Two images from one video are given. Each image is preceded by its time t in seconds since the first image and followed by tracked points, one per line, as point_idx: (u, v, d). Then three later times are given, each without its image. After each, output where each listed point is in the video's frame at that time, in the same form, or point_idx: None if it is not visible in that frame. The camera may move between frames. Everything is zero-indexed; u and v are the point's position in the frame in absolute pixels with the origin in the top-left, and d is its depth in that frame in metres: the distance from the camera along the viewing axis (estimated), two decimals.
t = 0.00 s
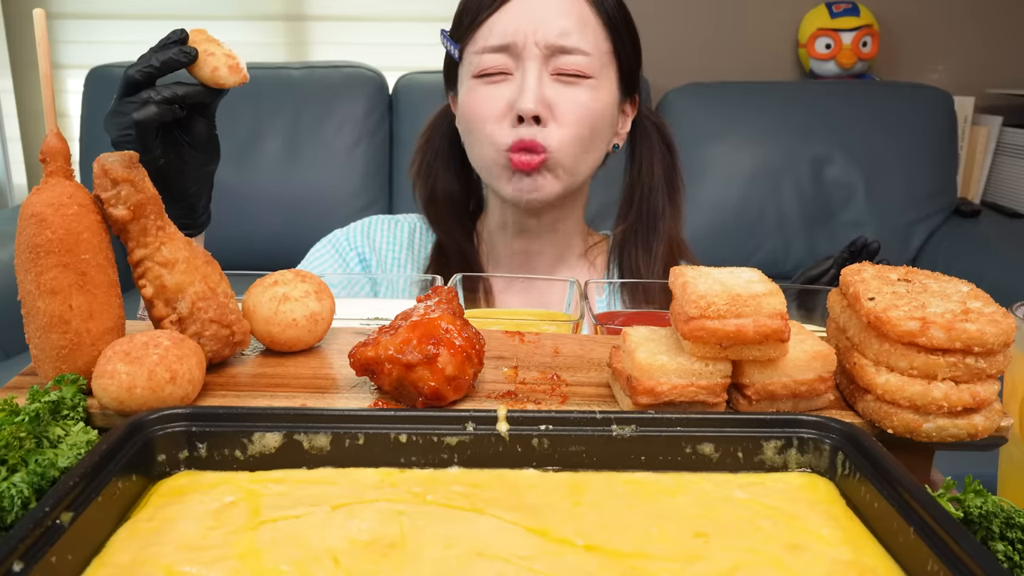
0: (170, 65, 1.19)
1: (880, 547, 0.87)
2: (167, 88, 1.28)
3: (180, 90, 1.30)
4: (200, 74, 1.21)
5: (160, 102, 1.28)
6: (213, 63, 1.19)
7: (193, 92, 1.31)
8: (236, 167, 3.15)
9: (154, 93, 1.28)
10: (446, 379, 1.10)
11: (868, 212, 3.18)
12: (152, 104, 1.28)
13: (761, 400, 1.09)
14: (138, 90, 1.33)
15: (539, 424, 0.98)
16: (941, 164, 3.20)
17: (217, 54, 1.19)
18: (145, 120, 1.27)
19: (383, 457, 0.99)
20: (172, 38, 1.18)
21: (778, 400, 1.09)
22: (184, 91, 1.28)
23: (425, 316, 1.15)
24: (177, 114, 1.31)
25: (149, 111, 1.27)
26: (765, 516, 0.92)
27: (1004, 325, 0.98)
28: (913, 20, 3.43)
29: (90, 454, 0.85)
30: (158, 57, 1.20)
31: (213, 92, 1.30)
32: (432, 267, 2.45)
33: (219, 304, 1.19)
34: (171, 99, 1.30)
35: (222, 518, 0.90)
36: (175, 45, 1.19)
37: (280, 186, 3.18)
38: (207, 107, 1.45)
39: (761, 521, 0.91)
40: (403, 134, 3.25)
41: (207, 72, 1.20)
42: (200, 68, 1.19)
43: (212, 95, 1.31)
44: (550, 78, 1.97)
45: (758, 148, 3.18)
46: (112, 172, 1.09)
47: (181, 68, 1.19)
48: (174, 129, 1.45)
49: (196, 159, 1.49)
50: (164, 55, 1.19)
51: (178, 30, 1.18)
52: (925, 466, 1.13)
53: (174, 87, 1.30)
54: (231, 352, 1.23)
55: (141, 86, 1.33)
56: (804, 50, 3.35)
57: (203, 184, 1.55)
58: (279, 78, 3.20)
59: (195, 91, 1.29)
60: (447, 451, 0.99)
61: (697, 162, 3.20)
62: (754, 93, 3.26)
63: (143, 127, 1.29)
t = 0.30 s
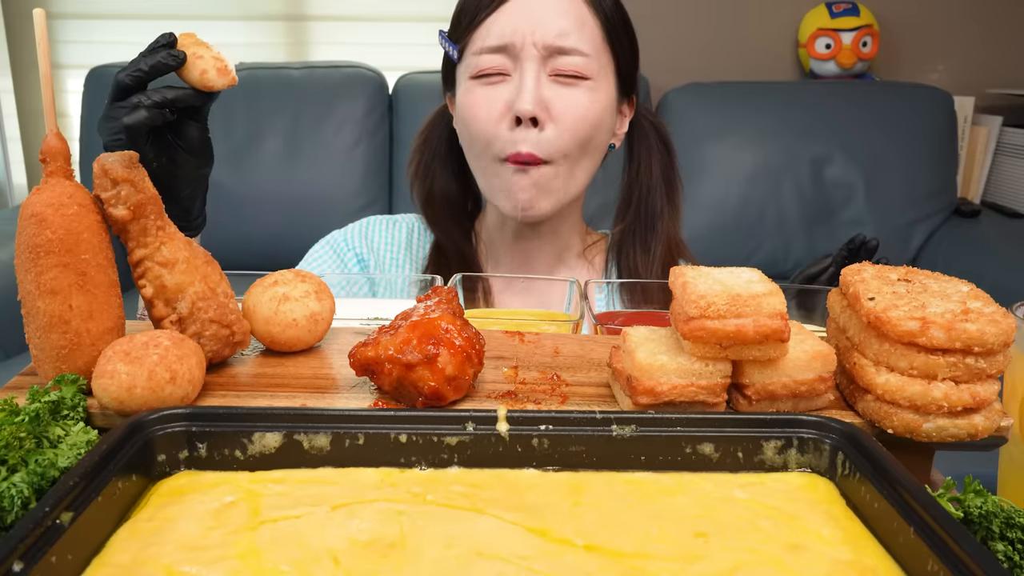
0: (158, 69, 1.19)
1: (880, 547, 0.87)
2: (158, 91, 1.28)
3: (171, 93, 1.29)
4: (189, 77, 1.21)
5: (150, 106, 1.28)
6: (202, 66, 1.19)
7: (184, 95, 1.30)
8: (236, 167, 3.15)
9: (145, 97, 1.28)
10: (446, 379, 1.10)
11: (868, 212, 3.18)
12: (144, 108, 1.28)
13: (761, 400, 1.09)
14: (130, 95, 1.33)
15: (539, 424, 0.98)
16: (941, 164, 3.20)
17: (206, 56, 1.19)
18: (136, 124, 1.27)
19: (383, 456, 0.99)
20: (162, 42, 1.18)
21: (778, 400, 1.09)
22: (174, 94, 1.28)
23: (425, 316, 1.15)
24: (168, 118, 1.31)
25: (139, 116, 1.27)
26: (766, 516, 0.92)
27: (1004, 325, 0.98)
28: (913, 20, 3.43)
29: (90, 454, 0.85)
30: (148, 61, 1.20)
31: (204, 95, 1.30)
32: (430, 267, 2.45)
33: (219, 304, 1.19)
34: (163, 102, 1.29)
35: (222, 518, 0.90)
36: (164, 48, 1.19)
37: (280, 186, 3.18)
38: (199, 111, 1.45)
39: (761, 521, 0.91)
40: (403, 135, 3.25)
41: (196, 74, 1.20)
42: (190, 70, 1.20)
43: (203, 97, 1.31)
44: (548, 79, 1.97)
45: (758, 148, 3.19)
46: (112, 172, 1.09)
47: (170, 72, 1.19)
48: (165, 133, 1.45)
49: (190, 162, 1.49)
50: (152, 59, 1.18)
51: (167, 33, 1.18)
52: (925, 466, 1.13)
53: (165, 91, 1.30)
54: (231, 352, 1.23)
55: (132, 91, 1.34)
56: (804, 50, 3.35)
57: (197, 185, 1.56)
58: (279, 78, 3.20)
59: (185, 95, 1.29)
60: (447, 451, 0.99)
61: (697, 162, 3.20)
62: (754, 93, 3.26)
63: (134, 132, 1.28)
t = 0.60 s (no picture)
0: (152, 73, 1.19)
1: (880, 547, 0.87)
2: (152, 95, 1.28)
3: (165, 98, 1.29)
4: (183, 81, 1.20)
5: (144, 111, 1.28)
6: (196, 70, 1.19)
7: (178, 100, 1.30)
8: (236, 167, 3.15)
9: (140, 101, 1.28)
10: (446, 379, 1.10)
11: (868, 212, 3.18)
12: (139, 112, 1.28)
13: (761, 400, 1.09)
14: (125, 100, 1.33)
15: (539, 424, 0.98)
16: (941, 164, 3.20)
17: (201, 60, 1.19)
18: (131, 128, 1.27)
19: (383, 456, 0.99)
20: (156, 46, 1.19)
21: (778, 400, 1.09)
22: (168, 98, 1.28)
23: (425, 316, 1.15)
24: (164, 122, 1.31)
25: (134, 120, 1.27)
26: (766, 516, 0.92)
27: (1004, 325, 0.98)
28: (913, 20, 3.43)
29: (90, 454, 0.85)
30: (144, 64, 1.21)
31: (198, 99, 1.29)
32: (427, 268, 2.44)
33: (219, 304, 1.19)
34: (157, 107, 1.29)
35: (222, 518, 0.90)
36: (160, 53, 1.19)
37: (280, 186, 3.18)
38: (193, 115, 1.45)
39: (761, 521, 0.91)
40: (403, 135, 3.25)
41: (190, 77, 1.19)
42: (184, 74, 1.19)
43: (198, 101, 1.30)
44: (546, 78, 1.97)
45: (758, 148, 3.19)
46: (112, 172, 1.09)
47: (164, 76, 1.18)
48: (161, 137, 1.45)
49: (185, 166, 1.49)
50: (147, 62, 1.19)
51: (161, 37, 1.19)
52: (925, 466, 1.13)
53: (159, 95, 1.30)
54: (231, 352, 1.23)
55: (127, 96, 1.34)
56: (804, 50, 3.35)
57: (193, 190, 1.55)
58: (279, 78, 3.20)
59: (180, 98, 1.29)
60: (447, 452, 0.99)
61: (697, 161, 3.20)
62: (753, 93, 3.25)
63: (129, 136, 1.29)
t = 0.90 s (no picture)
0: (142, 79, 1.21)
1: (880, 547, 0.87)
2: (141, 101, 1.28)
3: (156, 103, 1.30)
4: (173, 86, 1.20)
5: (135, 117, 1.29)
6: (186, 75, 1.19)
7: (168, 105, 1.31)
8: (235, 168, 3.15)
9: (131, 107, 1.28)
10: (446, 379, 1.10)
11: (868, 213, 3.18)
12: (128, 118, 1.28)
13: (761, 400, 1.09)
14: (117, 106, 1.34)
15: (539, 424, 0.98)
16: (941, 164, 3.20)
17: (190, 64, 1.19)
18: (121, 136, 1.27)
19: (383, 456, 0.99)
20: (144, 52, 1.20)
21: (778, 400, 1.09)
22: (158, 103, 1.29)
23: (425, 316, 1.15)
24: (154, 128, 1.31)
25: (125, 126, 1.27)
26: (766, 516, 0.92)
27: (1005, 325, 0.98)
28: (912, 20, 3.43)
29: (90, 454, 0.85)
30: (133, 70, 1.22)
31: (188, 103, 1.30)
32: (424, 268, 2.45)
33: (219, 304, 1.19)
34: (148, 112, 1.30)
35: (222, 518, 0.90)
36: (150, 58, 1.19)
37: (280, 186, 3.18)
38: (186, 119, 1.44)
39: (761, 520, 0.91)
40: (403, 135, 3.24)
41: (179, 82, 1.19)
42: (174, 79, 1.19)
43: (189, 106, 1.32)
44: (544, 77, 1.97)
45: (758, 148, 3.18)
46: (112, 172, 1.09)
47: (154, 81, 1.20)
48: (153, 143, 1.45)
49: (178, 172, 1.49)
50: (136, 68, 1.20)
51: (149, 43, 1.19)
52: (925, 466, 1.13)
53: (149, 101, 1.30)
54: (231, 352, 1.23)
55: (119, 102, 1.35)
56: (804, 50, 3.35)
57: (187, 195, 1.57)
58: (279, 78, 3.19)
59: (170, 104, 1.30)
60: (447, 451, 0.99)
61: (697, 161, 3.20)
62: (753, 93, 3.25)
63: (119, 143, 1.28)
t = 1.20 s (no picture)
0: (159, 72, 1.20)
1: (880, 547, 0.87)
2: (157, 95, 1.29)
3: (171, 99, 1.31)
4: (190, 80, 1.21)
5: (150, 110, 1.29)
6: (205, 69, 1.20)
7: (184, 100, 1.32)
8: (236, 167, 3.15)
9: (145, 101, 1.29)
10: (446, 379, 1.10)
11: (868, 212, 3.19)
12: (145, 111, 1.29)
13: (761, 400, 1.09)
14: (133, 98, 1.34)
15: (539, 424, 0.98)
16: (941, 164, 3.20)
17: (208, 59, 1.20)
18: (137, 128, 1.28)
19: (384, 456, 0.99)
20: (162, 47, 1.19)
21: (778, 400, 1.09)
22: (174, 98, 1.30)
23: (425, 316, 1.16)
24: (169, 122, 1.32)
25: (141, 120, 1.27)
26: (766, 516, 0.92)
27: (1005, 325, 0.98)
28: (913, 20, 3.43)
29: (90, 454, 0.85)
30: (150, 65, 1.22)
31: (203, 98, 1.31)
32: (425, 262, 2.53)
33: (219, 304, 1.19)
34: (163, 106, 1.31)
35: (222, 518, 0.90)
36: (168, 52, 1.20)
37: (281, 186, 3.18)
38: (198, 115, 1.46)
39: (761, 521, 0.91)
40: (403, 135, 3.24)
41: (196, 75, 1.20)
42: (191, 74, 1.20)
43: (204, 101, 1.32)
44: (565, 79, 2.12)
45: (759, 148, 3.18)
46: (112, 172, 1.09)
47: (170, 74, 1.20)
48: (166, 137, 1.45)
49: (191, 167, 1.49)
50: (153, 61, 1.19)
51: (166, 40, 1.19)
52: (925, 466, 1.13)
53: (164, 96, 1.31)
54: (231, 352, 1.23)
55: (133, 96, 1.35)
56: (804, 50, 3.35)
57: (197, 192, 1.55)
58: (279, 78, 3.18)
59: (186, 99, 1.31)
60: (447, 451, 0.99)
61: (697, 162, 3.18)
62: (753, 93, 3.21)
63: (135, 136, 1.29)
